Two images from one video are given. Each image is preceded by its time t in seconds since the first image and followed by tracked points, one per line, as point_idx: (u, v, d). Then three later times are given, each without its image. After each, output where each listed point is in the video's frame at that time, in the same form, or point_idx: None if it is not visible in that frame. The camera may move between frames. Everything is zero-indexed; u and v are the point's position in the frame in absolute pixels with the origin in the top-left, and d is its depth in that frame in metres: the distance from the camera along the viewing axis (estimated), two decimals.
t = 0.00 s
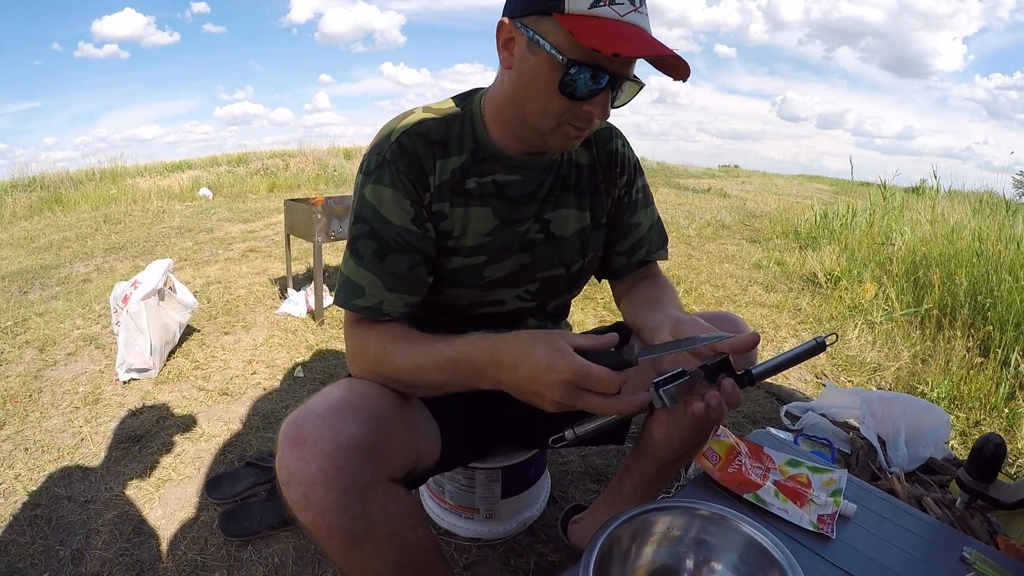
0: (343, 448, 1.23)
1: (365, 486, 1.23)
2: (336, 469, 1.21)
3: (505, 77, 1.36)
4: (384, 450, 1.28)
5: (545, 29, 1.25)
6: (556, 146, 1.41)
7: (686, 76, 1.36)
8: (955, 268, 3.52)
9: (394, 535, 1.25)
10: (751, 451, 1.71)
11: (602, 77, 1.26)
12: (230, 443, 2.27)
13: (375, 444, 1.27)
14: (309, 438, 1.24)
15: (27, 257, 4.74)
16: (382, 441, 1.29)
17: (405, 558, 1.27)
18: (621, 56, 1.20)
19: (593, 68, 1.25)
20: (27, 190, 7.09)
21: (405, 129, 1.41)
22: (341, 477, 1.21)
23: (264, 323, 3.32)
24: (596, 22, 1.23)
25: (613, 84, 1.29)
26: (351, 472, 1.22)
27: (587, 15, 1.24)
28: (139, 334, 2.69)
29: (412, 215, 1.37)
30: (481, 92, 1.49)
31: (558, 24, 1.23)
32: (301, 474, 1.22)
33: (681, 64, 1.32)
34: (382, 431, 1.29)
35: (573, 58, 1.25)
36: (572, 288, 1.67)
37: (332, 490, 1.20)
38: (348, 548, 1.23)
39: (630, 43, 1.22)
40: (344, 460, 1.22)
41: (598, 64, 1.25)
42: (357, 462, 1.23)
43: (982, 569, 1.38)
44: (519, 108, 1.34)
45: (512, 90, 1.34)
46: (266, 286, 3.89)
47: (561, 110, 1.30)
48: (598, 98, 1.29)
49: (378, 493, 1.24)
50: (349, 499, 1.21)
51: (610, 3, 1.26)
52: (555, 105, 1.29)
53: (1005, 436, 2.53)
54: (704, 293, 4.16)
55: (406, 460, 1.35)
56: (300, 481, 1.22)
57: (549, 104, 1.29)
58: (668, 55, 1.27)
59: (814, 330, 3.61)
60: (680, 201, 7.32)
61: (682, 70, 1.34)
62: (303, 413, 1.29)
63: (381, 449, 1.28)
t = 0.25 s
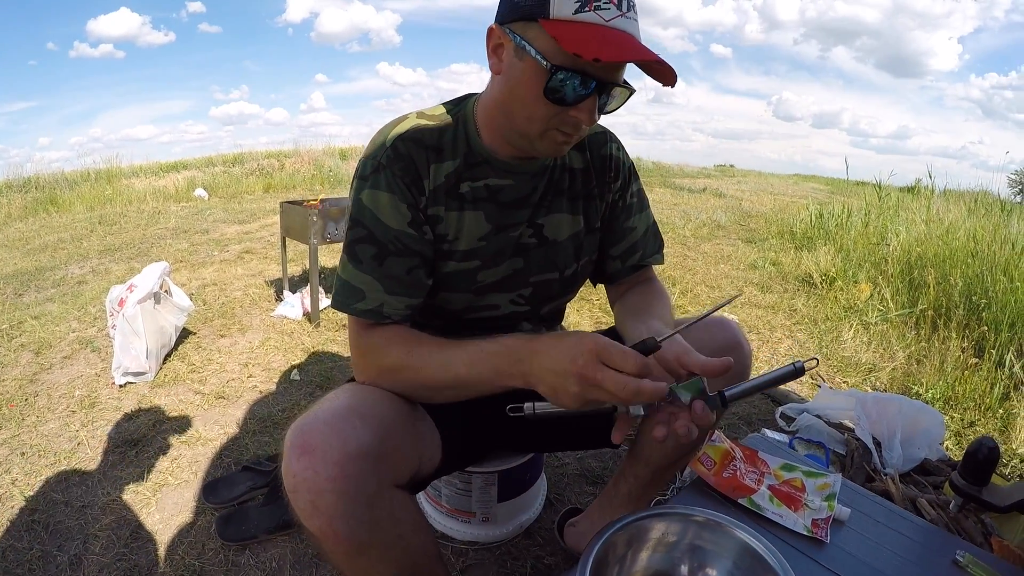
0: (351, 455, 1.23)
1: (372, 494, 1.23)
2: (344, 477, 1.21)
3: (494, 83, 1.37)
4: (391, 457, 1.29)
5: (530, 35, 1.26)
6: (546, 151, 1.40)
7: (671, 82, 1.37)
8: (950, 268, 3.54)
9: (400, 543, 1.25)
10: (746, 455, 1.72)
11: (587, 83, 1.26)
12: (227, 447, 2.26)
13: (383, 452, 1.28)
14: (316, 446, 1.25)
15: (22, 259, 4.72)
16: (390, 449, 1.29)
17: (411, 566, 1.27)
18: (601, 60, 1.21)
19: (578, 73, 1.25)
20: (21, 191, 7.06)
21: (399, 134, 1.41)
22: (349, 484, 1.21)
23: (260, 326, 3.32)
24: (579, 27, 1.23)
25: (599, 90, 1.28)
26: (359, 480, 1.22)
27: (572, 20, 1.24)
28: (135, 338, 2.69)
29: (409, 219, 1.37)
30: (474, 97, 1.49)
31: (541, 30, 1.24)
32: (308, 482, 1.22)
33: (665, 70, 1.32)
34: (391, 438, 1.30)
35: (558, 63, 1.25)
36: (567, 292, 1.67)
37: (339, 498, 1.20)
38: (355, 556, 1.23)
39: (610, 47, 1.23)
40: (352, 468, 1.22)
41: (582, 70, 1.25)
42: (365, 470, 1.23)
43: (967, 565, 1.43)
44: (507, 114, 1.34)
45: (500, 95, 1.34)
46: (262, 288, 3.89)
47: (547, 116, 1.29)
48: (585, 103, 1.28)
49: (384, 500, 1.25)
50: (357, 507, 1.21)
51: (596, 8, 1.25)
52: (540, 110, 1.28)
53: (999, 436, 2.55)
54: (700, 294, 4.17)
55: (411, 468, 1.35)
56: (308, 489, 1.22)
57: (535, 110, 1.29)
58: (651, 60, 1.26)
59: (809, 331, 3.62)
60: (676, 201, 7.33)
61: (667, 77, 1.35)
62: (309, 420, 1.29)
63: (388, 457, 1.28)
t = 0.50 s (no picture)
0: (336, 461, 1.22)
1: (359, 500, 1.23)
2: (330, 483, 1.20)
3: (492, 89, 1.37)
4: (377, 463, 1.29)
5: (530, 40, 1.26)
6: (547, 156, 1.40)
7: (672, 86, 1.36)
8: (944, 269, 3.55)
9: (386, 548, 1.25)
10: (741, 459, 1.72)
11: (588, 87, 1.26)
12: (221, 451, 2.26)
13: (369, 458, 1.27)
14: (302, 453, 1.23)
15: (15, 261, 4.69)
16: (375, 455, 1.29)
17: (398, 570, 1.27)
18: (604, 63, 1.20)
19: (579, 78, 1.25)
20: (14, 192, 7.02)
21: (395, 140, 1.41)
22: (334, 490, 1.20)
23: (254, 328, 3.31)
24: (580, 31, 1.23)
25: (599, 94, 1.28)
26: (345, 486, 1.21)
27: (573, 25, 1.23)
28: (129, 342, 2.67)
29: (399, 227, 1.36)
30: (472, 102, 1.49)
31: (542, 35, 1.24)
32: (295, 488, 1.21)
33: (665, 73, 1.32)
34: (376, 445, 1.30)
35: (558, 68, 1.25)
36: (565, 296, 1.67)
37: (325, 504, 1.20)
38: (342, 561, 1.23)
39: (612, 51, 1.22)
40: (338, 474, 1.21)
41: (584, 74, 1.25)
42: (351, 476, 1.23)
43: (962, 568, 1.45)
44: (507, 119, 1.34)
45: (500, 101, 1.34)
46: (256, 290, 3.88)
47: (548, 120, 1.29)
48: (586, 108, 1.28)
49: (371, 506, 1.24)
50: (343, 513, 1.20)
51: (597, 12, 1.25)
52: (542, 115, 1.28)
53: (993, 436, 2.56)
54: (694, 295, 4.18)
55: (398, 473, 1.35)
56: (294, 495, 1.21)
57: (536, 114, 1.29)
58: (652, 62, 1.26)
59: (803, 332, 3.63)
60: (670, 201, 7.34)
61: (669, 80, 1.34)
62: (296, 426, 1.28)
63: (374, 463, 1.28)
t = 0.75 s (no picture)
0: (319, 463, 1.22)
1: (344, 502, 1.22)
2: (313, 485, 1.20)
3: (488, 90, 1.36)
4: (361, 465, 1.28)
5: (523, 40, 1.25)
6: (544, 157, 1.40)
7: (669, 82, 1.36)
8: (937, 267, 3.57)
9: (372, 549, 1.25)
10: (738, 458, 1.72)
11: (584, 86, 1.26)
12: (216, 452, 2.25)
13: (353, 459, 1.27)
14: (287, 455, 1.23)
15: (7, 262, 4.66)
16: (359, 457, 1.28)
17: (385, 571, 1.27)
18: (598, 63, 1.20)
19: (575, 77, 1.25)
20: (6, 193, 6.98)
21: (391, 143, 1.40)
22: (318, 493, 1.20)
23: (249, 329, 3.29)
24: (575, 30, 1.22)
25: (596, 92, 1.28)
26: (329, 488, 1.21)
27: (567, 24, 1.23)
28: (123, 343, 2.66)
29: (396, 231, 1.36)
30: (468, 104, 1.48)
31: (536, 35, 1.23)
32: (279, 491, 1.21)
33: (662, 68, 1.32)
34: (360, 447, 1.29)
35: (553, 68, 1.24)
36: (562, 297, 1.67)
37: (309, 506, 1.19)
38: (329, 563, 1.23)
39: (608, 50, 1.22)
40: (321, 476, 1.21)
41: (580, 74, 1.24)
42: (335, 478, 1.22)
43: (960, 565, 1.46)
44: (503, 120, 1.34)
45: (495, 102, 1.33)
46: (250, 291, 3.86)
47: (545, 121, 1.29)
48: (583, 107, 1.28)
49: (356, 508, 1.24)
50: (328, 515, 1.20)
51: (590, 10, 1.25)
52: (539, 115, 1.28)
53: (987, 434, 2.57)
54: (689, 294, 4.18)
55: (386, 474, 1.35)
56: (278, 498, 1.21)
57: (533, 115, 1.28)
58: (648, 59, 1.26)
59: (798, 331, 3.64)
60: (664, 201, 7.35)
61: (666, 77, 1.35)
62: (280, 429, 1.28)
63: (359, 465, 1.27)
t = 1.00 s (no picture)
0: (323, 460, 1.21)
1: (347, 499, 1.22)
2: (317, 482, 1.20)
3: (479, 86, 1.36)
4: (365, 462, 1.28)
5: (511, 34, 1.25)
6: (537, 152, 1.39)
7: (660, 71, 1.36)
8: (933, 266, 3.58)
9: (374, 547, 1.24)
10: (737, 454, 1.72)
11: (573, 79, 1.25)
12: (212, 452, 2.24)
13: (356, 456, 1.26)
14: (290, 452, 1.23)
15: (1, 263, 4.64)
16: (363, 453, 1.28)
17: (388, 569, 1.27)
18: (584, 53, 1.19)
19: (564, 69, 1.24)
20: None
21: (384, 138, 1.39)
22: (321, 489, 1.20)
23: (244, 329, 3.28)
24: (560, 22, 1.22)
25: (586, 84, 1.27)
26: (332, 485, 1.21)
27: (553, 15, 1.23)
28: (118, 343, 2.65)
29: (390, 228, 1.35)
30: (462, 99, 1.47)
31: (522, 27, 1.23)
32: (282, 488, 1.21)
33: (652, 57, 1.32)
34: (364, 443, 1.29)
35: (541, 61, 1.24)
36: (557, 295, 1.67)
37: (313, 503, 1.19)
38: (331, 561, 1.22)
39: (594, 39, 1.21)
40: (325, 473, 1.20)
41: (569, 64, 1.24)
42: (338, 474, 1.22)
43: (966, 565, 1.45)
44: (495, 116, 1.33)
45: (487, 98, 1.33)
46: (246, 291, 3.85)
47: (536, 115, 1.28)
48: (574, 99, 1.27)
49: (360, 505, 1.23)
50: (331, 511, 1.20)
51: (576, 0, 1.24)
52: (530, 109, 1.27)
53: (984, 432, 2.58)
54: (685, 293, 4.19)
55: (387, 472, 1.34)
56: (281, 495, 1.21)
57: (524, 110, 1.28)
58: (637, 46, 1.24)
59: (794, 329, 3.64)
60: (660, 200, 7.36)
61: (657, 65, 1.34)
62: (283, 426, 1.27)
63: (361, 461, 1.27)
